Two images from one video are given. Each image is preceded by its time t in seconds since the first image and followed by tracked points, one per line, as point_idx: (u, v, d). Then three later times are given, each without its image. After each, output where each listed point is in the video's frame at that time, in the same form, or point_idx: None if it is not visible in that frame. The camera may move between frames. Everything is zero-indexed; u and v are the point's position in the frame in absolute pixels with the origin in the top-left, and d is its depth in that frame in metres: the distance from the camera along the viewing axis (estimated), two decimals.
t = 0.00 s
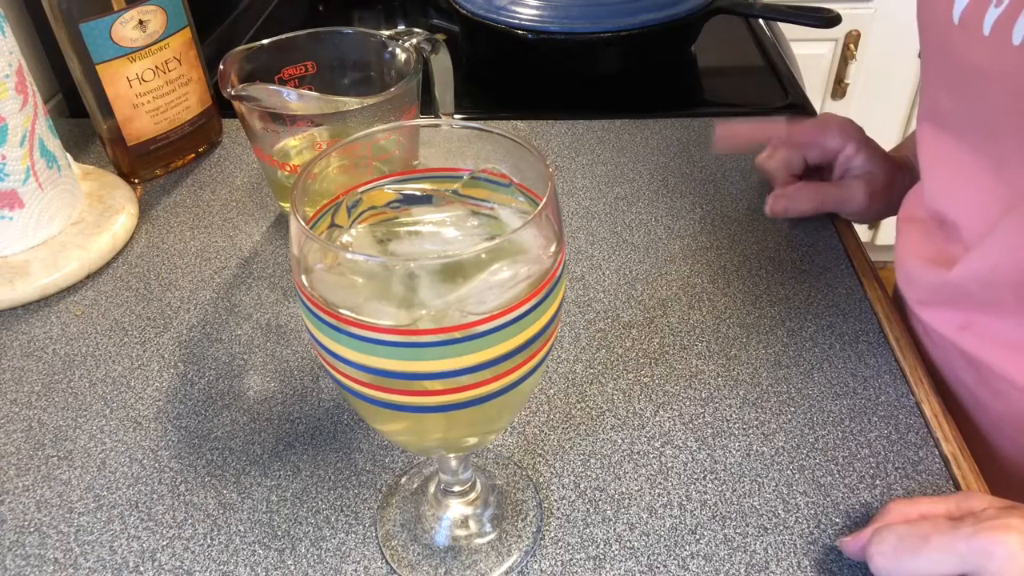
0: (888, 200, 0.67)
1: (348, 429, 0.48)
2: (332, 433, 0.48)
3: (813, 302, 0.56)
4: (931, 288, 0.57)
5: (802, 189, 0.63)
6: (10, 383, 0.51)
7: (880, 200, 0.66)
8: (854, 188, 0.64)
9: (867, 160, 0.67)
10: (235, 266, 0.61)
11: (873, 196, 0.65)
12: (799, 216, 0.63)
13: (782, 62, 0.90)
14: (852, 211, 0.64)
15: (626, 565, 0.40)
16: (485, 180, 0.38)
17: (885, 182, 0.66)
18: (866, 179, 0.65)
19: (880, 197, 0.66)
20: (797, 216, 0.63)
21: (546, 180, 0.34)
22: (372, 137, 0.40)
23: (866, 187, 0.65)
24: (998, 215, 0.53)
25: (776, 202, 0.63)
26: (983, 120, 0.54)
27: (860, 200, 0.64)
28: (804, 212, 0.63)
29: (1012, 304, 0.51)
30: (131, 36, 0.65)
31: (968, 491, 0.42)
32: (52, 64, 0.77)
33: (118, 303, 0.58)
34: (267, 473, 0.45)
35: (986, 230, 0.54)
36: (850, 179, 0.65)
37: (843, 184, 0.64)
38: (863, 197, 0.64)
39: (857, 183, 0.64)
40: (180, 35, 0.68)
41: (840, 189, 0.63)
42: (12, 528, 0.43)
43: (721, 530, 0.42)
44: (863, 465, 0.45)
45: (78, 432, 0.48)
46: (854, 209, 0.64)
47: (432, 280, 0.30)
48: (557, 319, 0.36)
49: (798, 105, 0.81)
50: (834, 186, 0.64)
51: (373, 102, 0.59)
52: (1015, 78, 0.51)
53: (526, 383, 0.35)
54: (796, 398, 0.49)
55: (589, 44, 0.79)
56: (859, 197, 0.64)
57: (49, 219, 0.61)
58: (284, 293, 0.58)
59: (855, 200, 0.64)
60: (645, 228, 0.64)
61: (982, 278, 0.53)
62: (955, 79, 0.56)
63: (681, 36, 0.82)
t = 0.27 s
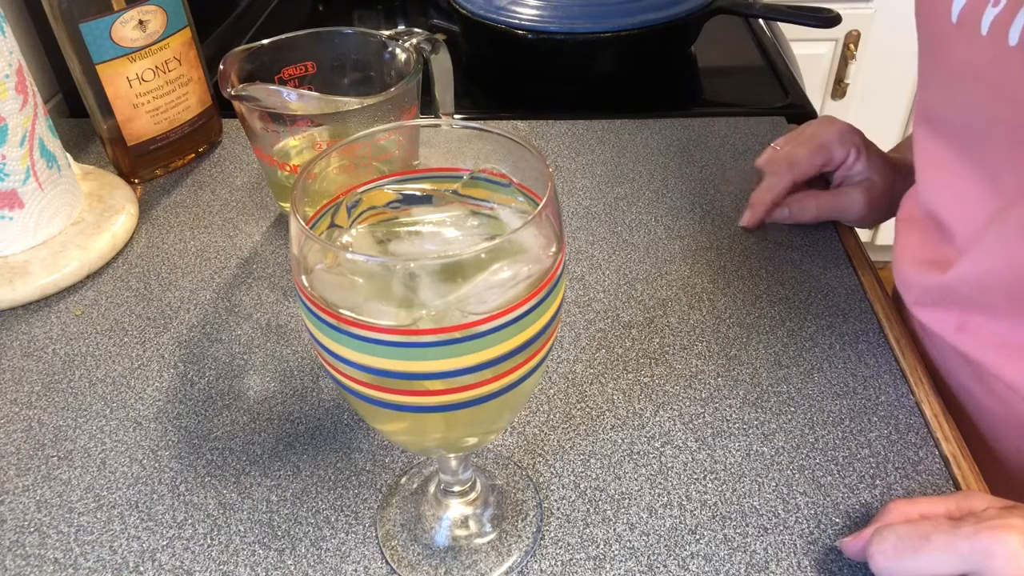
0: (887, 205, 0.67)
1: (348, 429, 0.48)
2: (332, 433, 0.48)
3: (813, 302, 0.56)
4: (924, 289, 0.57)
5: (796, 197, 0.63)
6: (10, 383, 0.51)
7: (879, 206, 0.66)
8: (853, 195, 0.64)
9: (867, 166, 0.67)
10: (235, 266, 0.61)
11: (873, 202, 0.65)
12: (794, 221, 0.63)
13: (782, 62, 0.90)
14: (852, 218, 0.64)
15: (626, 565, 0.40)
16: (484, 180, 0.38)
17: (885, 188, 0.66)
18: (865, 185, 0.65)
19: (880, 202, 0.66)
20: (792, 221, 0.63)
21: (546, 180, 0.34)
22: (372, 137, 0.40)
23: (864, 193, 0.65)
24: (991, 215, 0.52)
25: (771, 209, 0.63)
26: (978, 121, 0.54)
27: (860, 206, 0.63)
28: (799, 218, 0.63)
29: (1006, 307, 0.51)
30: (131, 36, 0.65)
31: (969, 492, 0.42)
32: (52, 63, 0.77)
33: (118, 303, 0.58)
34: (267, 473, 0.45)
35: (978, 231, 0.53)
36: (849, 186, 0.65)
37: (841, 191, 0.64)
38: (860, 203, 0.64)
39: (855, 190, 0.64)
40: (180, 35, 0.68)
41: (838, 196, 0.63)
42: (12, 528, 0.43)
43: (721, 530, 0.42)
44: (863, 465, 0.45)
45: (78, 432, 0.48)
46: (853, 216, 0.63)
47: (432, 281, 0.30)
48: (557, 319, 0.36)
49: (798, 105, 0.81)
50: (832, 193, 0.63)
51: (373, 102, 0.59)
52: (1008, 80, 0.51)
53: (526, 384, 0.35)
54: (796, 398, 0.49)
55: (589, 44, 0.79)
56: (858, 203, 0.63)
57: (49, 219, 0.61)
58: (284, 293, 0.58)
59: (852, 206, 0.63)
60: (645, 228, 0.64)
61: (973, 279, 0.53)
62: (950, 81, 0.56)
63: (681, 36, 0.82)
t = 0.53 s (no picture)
0: (887, 206, 0.68)
1: (348, 429, 0.48)
2: (332, 432, 0.48)
3: (813, 302, 0.56)
4: (926, 291, 0.57)
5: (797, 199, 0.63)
6: (10, 383, 0.51)
7: (879, 207, 0.66)
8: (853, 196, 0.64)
9: (867, 166, 0.67)
10: (235, 266, 0.61)
11: (873, 203, 0.65)
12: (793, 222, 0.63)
13: (782, 62, 0.90)
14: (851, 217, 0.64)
15: (626, 565, 0.40)
16: (484, 180, 0.38)
17: (885, 188, 0.67)
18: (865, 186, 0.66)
19: (880, 203, 0.66)
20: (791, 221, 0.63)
21: (546, 180, 0.34)
22: (372, 137, 0.40)
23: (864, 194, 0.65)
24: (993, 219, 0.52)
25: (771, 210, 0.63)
26: (979, 125, 0.54)
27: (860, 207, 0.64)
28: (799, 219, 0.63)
29: (1006, 309, 0.51)
30: (131, 36, 0.65)
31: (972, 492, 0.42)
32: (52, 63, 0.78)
33: (118, 303, 0.58)
34: (267, 473, 0.45)
35: (981, 236, 0.53)
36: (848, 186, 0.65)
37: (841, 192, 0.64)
38: (859, 204, 0.64)
39: (854, 191, 0.64)
40: (180, 35, 0.68)
41: (838, 197, 0.63)
42: (12, 528, 0.43)
43: (721, 530, 0.42)
44: (863, 465, 0.45)
45: (78, 432, 0.48)
46: (852, 216, 0.64)
47: (432, 281, 0.30)
48: (557, 319, 0.36)
49: (798, 105, 0.81)
50: (832, 194, 0.64)
51: (373, 102, 0.59)
52: (1008, 85, 0.51)
53: (526, 384, 0.35)
54: (796, 398, 0.49)
55: (589, 44, 0.79)
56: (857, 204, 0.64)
57: (49, 219, 0.61)
58: (284, 293, 0.58)
59: (852, 206, 0.64)
60: (645, 228, 0.64)
61: (973, 282, 0.53)
62: (952, 85, 0.56)
63: (681, 36, 0.82)
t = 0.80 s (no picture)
0: (887, 206, 0.68)
1: (348, 429, 0.48)
2: (332, 432, 0.48)
3: (813, 302, 0.56)
4: (927, 291, 0.57)
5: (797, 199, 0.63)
6: (10, 383, 0.51)
7: (880, 207, 0.66)
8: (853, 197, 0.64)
9: (867, 166, 0.67)
10: (234, 266, 0.61)
11: (873, 204, 0.65)
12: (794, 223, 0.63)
13: (782, 61, 0.90)
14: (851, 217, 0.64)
15: (626, 565, 0.40)
16: (484, 180, 0.38)
17: (885, 189, 0.67)
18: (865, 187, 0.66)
19: (880, 203, 0.66)
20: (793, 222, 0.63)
21: (546, 180, 0.34)
22: (372, 137, 0.40)
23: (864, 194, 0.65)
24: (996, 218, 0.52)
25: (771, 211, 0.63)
26: (983, 127, 0.54)
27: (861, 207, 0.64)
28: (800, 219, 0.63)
29: (1007, 310, 0.51)
30: (131, 36, 0.65)
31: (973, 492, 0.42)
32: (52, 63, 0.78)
33: (118, 303, 0.58)
34: (267, 473, 0.45)
35: (984, 238, 0.54)
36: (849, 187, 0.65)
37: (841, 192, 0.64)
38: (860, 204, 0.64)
39: (855, 192, 0.64)
40: (180, 35, 0.68)
41: (838, 198, 0.63)
42: (12, 528, 0.43)
43: (721, 530, 0.42)
44: (863, 465, 0.45)
45: (78, 432, 0.48)
46: (852, 215, 0.64)
47: (431, 280, 0.30)
48: (557, 319, 0.36)
49: (798, 105, 0.81)
50: (832, 195, 0.64)
51: (373, 102, 0.59)
52: (1014, 87, 0.51)
53: (526, 384, 0.35)
54: (796, 398, 0.49)
55: (589, 44, 0.79)
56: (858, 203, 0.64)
57: (49, 219, 0.61)
58: (284, 293, 0.58)
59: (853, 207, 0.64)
60: (645, 228, 0.64)
61: (975, 282, 0.53)
62: (953, 86, 0.56)
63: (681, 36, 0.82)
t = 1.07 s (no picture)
0: (887, 206, 0.68)
1: (348, 429, 0.48)
2: (332, 432, 0.48)
3: (813, 302, 0.56)
4: (927, 291, 0.57)
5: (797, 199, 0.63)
6: (10, 383, 0.51)
7: (879, 207, 0.66)
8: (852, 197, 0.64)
9: (867, 167, 0.67)
10: (234, 266, 0.61)
11: (872, 204, 0.65)
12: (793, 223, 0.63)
13: (782, 61, 0.90)
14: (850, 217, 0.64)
15: (626, 565, 0.40)
16: (484, 180, 0.38)
17: (885, 189, 0.67)
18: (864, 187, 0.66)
19: (880, 203, 0.66)
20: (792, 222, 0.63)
21: (546, 180, 0.34)
22: (372, 137, 0.40)
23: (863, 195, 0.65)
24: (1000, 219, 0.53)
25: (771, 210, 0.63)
26: (987, 127, 0.54)
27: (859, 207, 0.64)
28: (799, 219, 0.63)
29: (1009, 310, 0.51)
30: (131, 36, 0.65)
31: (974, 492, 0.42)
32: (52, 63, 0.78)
33: (118, 303, 0.58)
34: (267, 473, 0.45)
35: (986, 238, 0.54)
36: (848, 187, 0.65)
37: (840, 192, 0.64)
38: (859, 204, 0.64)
39: (854, 192, 0.65)
40: (180, 35, 0.68)
41: (837, 198, 0.63)
42: (12, 528, 0.43)
43: (721, 530, 0.42)
44: (863, 465, 0.45)
45: (78, 432, 0.48)
46: (851, 216, 0.64)
47: (432, 280, 0.30)
48: (557, 319, 0.36)
49: (798, 105, 0.81)
50: (831, 195, 0.64)
51: (373, 102, 0.59)
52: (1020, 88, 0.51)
53: (526, 384, 0.35)
54: (796, 398, 0.49)
55: (589, 44, 0.79)
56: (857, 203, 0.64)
57: (49, 219, 0.61)
58: (284, 293, 0.58)
59: (852, 207, 0.64)
60: (645, 228, 0.64)
61: (976, 282, 0.53)
62: (954, 86, 0.57)
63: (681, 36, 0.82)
